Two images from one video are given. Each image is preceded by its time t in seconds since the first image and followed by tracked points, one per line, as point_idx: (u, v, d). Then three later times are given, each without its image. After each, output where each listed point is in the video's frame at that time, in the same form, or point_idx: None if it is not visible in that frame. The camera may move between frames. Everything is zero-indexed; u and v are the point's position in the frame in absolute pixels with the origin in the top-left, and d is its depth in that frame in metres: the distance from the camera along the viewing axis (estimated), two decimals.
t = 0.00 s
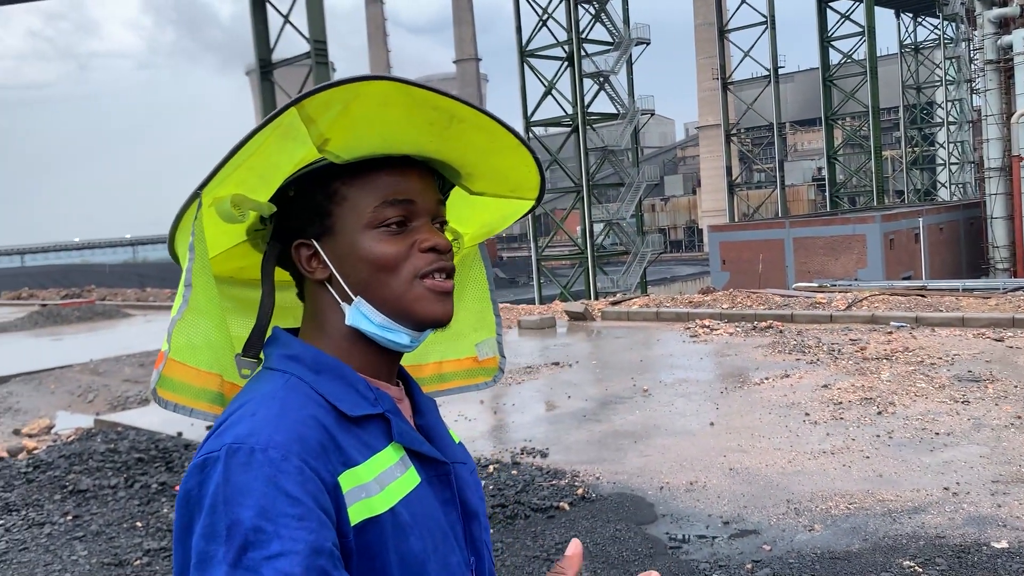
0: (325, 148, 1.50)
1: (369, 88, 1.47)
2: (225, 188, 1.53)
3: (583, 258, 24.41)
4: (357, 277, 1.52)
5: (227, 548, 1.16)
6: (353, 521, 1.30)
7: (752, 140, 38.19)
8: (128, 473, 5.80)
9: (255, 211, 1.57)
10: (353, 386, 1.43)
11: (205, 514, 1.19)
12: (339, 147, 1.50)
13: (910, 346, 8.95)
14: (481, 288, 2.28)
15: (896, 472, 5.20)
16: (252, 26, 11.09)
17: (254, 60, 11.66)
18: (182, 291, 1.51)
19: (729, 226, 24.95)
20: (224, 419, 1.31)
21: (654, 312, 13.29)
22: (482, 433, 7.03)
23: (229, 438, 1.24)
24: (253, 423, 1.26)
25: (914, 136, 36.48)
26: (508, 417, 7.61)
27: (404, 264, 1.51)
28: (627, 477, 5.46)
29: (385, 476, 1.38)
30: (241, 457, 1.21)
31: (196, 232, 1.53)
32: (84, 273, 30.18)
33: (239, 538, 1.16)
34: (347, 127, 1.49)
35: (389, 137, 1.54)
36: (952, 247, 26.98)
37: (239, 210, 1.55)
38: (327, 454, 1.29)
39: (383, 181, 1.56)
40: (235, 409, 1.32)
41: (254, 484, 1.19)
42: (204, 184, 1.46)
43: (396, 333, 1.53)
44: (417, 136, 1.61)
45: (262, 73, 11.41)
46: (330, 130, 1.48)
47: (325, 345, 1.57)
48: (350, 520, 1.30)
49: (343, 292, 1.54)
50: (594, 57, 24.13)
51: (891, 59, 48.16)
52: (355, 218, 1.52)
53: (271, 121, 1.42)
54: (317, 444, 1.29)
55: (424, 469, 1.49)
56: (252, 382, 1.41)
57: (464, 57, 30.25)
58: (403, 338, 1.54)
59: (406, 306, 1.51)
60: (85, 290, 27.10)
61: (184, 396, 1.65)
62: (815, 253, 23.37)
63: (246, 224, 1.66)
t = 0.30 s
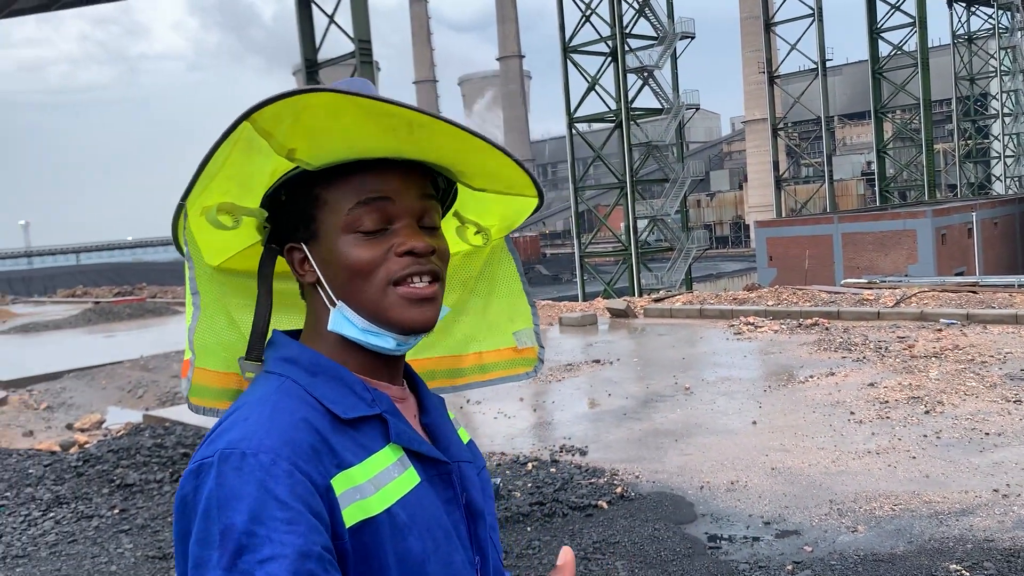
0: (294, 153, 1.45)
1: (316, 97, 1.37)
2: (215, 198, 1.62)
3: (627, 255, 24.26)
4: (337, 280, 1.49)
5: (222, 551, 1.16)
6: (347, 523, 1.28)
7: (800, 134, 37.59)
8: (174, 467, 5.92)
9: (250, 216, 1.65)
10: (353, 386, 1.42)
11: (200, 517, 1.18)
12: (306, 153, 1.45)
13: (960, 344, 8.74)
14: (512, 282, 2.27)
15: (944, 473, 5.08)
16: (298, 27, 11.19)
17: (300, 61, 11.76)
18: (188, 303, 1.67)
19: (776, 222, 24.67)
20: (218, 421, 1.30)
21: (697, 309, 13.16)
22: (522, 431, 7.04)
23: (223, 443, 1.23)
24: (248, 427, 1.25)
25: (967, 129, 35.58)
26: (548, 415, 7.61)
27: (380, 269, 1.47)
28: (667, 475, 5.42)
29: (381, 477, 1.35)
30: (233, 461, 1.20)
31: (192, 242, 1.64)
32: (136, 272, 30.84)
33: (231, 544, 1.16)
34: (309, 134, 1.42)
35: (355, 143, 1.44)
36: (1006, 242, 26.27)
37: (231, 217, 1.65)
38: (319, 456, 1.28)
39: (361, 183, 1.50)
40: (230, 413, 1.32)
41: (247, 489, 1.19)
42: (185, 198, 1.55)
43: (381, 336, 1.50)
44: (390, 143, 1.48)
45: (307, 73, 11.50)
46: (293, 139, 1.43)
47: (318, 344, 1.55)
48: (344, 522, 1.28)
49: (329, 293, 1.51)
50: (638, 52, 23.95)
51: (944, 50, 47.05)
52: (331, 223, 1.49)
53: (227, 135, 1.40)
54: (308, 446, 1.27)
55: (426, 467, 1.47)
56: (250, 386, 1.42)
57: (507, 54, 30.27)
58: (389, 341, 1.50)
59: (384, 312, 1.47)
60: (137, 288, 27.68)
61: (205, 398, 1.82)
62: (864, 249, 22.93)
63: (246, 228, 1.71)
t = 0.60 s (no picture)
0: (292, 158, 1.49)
1: (280, 108, 1.36)
2: (249, 196, 1.75)
3: (673, 250, 24.06)
4: (341, 282, 1.52)
5: (208, 544, 1.21)
6: (334, 525, 1.28)
7: (851, 127, 36.86)
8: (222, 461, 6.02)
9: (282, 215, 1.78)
10: (358, 386, 1.42)
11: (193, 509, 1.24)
12: (302, 159, 1.47)
13: (1017, 341, 8.51)
14: (554, 288, 2.18)
15: (997, 474, 4.96)
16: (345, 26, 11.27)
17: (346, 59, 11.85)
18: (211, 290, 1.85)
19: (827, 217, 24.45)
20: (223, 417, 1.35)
21: (744, 306, 13.00)
22: (565, 428, 7.03)
23: (217, 440, 1.27)
24: (241, 427, 1.28)
25: None
26: (592, 411, 7.58)
27: (375, 274, 1.47)
28: (710, 473, 5.38)
29: (375, 479, 1.34)
30: (222, 460, 1.23)
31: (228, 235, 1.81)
32: (187, 269, 31.43)
33: (214, 538, 1.20)
34: (299, 141, 1.44)
35: (342, 150, 1.43)
36: None
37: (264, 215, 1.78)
38: (309, 458, 1.28)
39: (360, 189, 1.49)
40: (233, 409, 1.36)
41: (230, 488, 1.22)
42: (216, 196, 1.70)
43: (383, 341, 1.50)
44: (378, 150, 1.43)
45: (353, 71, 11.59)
46: (287, 145, 1.45)
47: (336, 343, 1.58)
48: (330, 525, 1.28)
49: (341, 292, 1.55)
50: (685, 46, 23.72)
51: (1001, 40, 45.77)
52: (333, 226, 1.51)
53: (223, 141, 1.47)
54: (295, 449, 1.27)
55: (431, 470, 1.45)
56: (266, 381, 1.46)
57: (552, 50, 30.19)
58: (391, 346, 1.50)
59: (380, 315, 1.48)
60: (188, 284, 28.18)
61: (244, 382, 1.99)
62: (916, 244, 22.42)
63: (282, 224, 1.83)
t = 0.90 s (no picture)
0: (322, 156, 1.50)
1: (307, 110, 1.37)
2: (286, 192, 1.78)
3: (711, 245, 23.86)
4: (371, 278, 1.54)
5: (214, 523, 1.25)
6: (335, 514, 1.29)
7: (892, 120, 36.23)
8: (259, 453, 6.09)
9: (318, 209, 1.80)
10: (375, 377, 1.43)
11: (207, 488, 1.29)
12: (331, 157, 1.49)
13: None
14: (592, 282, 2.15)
15: None
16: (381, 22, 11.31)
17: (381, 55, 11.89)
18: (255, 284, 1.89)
19: (866, 211, 23.97)
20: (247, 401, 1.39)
21: (782, 301, 12.87)
22: (600, 423, 7.02)
23: (232, 424, 1.31)
24: (254, 413, 1.32)
25: None
26: (627, 407, 7.56)
27: (402, 271, 1.48)
28: (747, 470, 5.34)
29: (381, 472, 1.34)
30: (232, 443, 1.27)
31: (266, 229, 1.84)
32: (227, 264, 31.83)
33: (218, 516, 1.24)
34: (326, 141, 1.46)
35: (369, 150, 1.44)
36: None
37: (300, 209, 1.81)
38: (314, 446, 1.29)
39: (389, 186, 1.49)
40: (253, 395, 1.39)
41: (235, 471, 1.25)
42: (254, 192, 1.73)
43: (408, 336, 1.51)
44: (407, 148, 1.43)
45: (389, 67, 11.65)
46: (315, 144, 1.47)
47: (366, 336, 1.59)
48: (332, 513, 1.28)
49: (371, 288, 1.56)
50: (722, 39, 23.49)
51: None
52: (363, 222, 1.53)
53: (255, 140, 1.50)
54: (301, 437, 1.29)
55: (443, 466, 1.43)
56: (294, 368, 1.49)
57: (588, 44, 30.07)
58: (416, 341, 1.51)
59: (405, 311, 1.49)
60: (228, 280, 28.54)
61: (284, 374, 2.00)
62: (960, 238, 21.93)
63: (318, 218, 1.85)
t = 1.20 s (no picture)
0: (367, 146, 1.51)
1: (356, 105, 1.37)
2: (328, 179, 1.79)
3: (738, 241, 23.69)
4: (410, 270, 1.55)
5: (242, 498, 1.28)
6: (358, 498, 1.30)
7: (923, 114, 35.73)
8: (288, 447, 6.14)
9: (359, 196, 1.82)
10: (404, 366, 1.44)
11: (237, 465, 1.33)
12: (375, 148, 1.50)
13: None
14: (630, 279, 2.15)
15: None
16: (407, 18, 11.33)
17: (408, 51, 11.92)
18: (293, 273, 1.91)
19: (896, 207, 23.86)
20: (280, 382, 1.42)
21: (811, 297, 12.75)
22: (626, 419, 7.01)
23: (261, 405, 1.34)
24: (283, 396, 1.34)
25: None
26: (653, 403, 7.54)
27: (441, 265, 1.49)
28: (774, 467, 5.31)
29: (404, 460, 1.35)
30: (259, 424, 1.30)
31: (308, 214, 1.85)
32: (254, 260, 32.09)
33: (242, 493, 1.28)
34: (373, 133, 1.46)
35: (416, 144, 1.43)
36: None
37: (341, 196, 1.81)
38: (340, 432, 1.31)
39: (433, 180, 1.49)
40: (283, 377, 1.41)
41: (260, 452, 1.27)
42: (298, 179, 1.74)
43: (443, 329, 1.52)
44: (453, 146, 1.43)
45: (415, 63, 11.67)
46: (362, 135, 1.47)
47: (400, 326, 1.60)
48: (353, 496, 1.30)
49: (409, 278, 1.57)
50: (750, 33, 23.30)
51: None
52: (404, 213, 1.53)
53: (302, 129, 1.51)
54: (326, 423, 1.30)
55: (467, 459, 1.42)
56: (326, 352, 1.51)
57: (614, 39, 29.94)
58: (450, 335, 1.51)
59: (441, 305, 1.50)
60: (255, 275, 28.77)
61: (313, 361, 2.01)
62: (992, 234, 21.55)
63: (359, 205, 1.86)
